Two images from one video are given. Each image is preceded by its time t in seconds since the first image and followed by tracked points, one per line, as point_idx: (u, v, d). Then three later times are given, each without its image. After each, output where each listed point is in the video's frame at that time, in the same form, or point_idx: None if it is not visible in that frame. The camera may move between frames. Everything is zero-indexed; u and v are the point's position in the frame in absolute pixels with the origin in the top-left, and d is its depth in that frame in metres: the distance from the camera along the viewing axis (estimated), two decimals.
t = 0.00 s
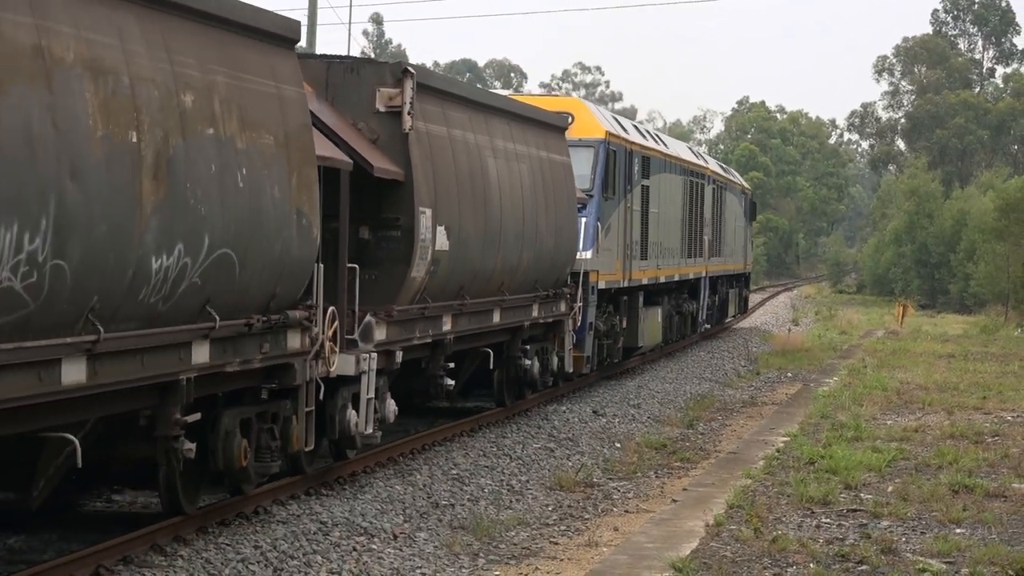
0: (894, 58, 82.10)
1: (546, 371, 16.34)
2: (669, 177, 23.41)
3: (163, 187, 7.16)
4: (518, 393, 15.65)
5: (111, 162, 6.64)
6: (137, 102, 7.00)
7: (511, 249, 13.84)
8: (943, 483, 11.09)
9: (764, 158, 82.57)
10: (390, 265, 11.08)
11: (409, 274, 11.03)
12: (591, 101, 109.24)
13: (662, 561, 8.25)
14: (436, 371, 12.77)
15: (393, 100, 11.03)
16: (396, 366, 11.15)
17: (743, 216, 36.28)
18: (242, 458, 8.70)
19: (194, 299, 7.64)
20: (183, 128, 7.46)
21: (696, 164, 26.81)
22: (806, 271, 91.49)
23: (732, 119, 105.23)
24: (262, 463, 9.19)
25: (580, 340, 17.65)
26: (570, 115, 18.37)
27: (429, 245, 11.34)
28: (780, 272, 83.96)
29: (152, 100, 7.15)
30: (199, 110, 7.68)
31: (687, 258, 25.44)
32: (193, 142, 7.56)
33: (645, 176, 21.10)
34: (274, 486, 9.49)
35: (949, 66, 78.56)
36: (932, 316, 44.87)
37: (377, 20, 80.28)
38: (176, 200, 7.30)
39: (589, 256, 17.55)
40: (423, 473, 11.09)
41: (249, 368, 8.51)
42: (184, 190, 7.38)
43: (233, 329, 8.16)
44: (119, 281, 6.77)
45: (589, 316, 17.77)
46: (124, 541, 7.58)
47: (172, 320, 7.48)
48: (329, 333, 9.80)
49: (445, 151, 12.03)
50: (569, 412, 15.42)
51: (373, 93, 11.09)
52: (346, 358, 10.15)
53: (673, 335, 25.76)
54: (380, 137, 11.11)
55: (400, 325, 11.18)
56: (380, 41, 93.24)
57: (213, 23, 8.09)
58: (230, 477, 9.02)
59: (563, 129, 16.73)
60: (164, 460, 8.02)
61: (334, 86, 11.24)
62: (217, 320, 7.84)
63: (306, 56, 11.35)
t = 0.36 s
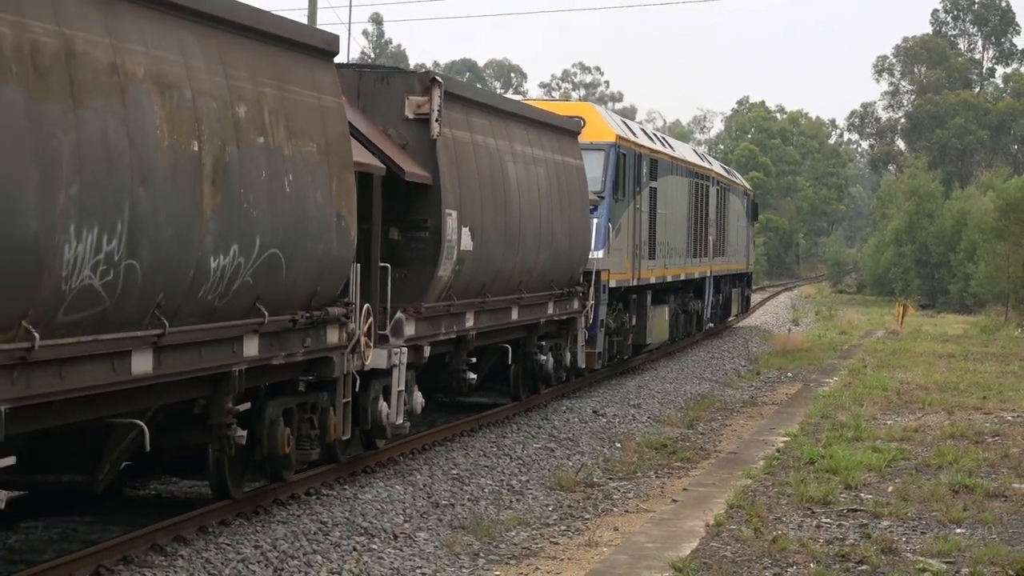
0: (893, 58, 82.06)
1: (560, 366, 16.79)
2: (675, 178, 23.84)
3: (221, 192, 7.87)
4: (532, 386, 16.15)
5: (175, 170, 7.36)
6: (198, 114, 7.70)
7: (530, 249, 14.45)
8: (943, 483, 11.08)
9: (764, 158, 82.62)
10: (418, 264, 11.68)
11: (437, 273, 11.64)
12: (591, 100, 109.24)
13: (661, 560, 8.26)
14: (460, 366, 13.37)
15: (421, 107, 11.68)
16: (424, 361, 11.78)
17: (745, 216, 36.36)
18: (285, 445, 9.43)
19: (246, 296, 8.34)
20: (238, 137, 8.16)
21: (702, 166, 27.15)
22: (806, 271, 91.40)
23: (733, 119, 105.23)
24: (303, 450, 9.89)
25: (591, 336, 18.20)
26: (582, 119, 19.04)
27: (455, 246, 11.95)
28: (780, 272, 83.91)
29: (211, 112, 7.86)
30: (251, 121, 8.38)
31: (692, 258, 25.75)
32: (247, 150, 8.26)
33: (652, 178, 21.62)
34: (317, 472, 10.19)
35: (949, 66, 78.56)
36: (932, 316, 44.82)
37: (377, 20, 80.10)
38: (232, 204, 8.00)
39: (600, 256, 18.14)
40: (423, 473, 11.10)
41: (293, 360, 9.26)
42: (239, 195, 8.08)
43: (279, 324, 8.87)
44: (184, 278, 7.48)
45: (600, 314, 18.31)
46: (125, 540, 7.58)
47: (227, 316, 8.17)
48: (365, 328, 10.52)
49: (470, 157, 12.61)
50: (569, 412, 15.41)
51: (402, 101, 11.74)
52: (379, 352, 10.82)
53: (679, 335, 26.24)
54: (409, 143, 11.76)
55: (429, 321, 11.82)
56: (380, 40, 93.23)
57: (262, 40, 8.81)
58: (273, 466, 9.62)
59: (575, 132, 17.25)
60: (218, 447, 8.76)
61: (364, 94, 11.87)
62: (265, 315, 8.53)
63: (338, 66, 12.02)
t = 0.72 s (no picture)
0: (893, 58, 82.05)
1: (573, 361, 17.61)
2: (682, 180, 24.30)
3: (270, 197, 8.55)
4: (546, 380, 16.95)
5: (230, 176, 8.04)
6: (250, 124, 8.39)
7: (545, 249, 15.13)
8: (943, 483, 11.08)
9: (764, 157, 82.69)
10: (442, 262, 12.31)
11: (461, 271, 12.28)
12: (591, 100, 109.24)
13: (661, 560, 8.26)
14: (479, 360, 14.11)
15: (445, 113, 12.34)
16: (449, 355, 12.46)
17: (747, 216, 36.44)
18: (322, 434, 10.09)
19: (291, 294, 9.01)
20: (285, 145, 8.85)
21: (707, 167, 27.56)
22: (806, 271, 91.32)
23: (730, 119, 105.04)
24: (339, 439, 10.53)
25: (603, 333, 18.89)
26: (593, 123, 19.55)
27: (477, 245, 12.63)
28: (780, 272, 83.89)
29: (261, 122, 8.55)
30: (296, 130, 9.07)
31: (699, 257, 26.17)
32: (293, 158, 8.95)
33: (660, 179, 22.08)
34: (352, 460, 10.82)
35: (949, 66, 78.57)
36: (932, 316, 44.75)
37: (377, 21, 79.98)
38: (280, 208, 8.68)
39: (611, 255, 18.70)
40: (423, 472, 11.10)
41: (331, 353, 9.93)
42: (286, 199, 8.76)
43: (320, 320, 9.55)
44: (239, 275, 8.14)
45: (612, 313, 19.02)
46: (124, 540, 7.58)
47: (275, 312, 8.84)
48: (395, 324, 11.19)
49: (490, 161, 13.28)
50: (569, 412, 15.40)
51: (428, 107, 12.40)
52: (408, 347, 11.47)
53: (687, 330, 26.70)
54: (434, 147, 12.42)
55: (453, 317, 12.50)
56: (380, 40, 93.24)
57: (303, 54, 9.51)
58: (310, 455, 10.26)
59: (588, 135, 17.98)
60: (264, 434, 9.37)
61: (392, 101, 12.54)
62: (308, 312, 9.20)
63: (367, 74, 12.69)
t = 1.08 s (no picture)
0: (893, 58, 82.04)
1: (585, 358, 17.89)
2: (688, 181, 24.65)
3: (314, 201, 9.21)
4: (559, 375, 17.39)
5: (280, 182, 8.72)
6: (296, 133, 9.07)
7: (559, 248, 15.65)
8: (943, 483, 11.08)
9: (764, 158, 82.76)
10: (465, 261, 12.83)
11: (483, 269, 12.81)
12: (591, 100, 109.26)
13: (661, 560, 8.26)
14: (499, 355, 14.64)
15: (468, 120, 12.82)
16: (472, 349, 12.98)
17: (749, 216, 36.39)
18: (357, 424, 10.65)
19: (331, 292, 9.67)
20: (327, 153, 9.52)
21: (711, 168, 27.84)
22: (806, 271, 91.25)
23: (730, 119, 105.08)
24: (370, 429, 11.18)
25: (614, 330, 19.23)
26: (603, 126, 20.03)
27: (499, 245, 13.16)
28: (780, 272, 83.87)
29: (306, 130, 9.22)
30: (336, 138, 9.74)
31: (704, 257, 26.36)
32: (334, 164, 9.62)
33: (668, 181, 22.45)
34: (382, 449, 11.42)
35: (949, 66, 78.61)
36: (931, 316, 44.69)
37: (377, 21, 80.20)
38: (322, 211, 9.34)
39: (622, 255, 19.37)
40: (423, 472, 11.11)
41: (366, 347, 10.59)
42: (328, 203, 9.43)
43: (357, 315, 10.23)
44: (286, 274, 8.81)
45: (623, 312, 19.43)
46: (124, 540, 7.57)
47: (317, 309, 9.51)
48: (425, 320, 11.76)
49: (510, 164, 13.78)
50: (569, 412, 15.39)
51: (451, 113, 12.89)
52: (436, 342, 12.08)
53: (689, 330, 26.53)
54: (457, 152, 12.89)
55: (476, 313, 13.01)
56: (381, 40, 93.27)
57: (341, 66, 10.19)
58: (343, 443, 10.83)
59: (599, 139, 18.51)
60: (306, 424, 9.92)
61: (416, 108, 13.03)
62: (346, 308, 9.86)
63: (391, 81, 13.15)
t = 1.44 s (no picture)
0: (893, 58, 82.01)
1: (596, 354, 18.62)
2: (695, 182, 25.20)
3: (352, 204, 9.82)
4: (570, 371, 18.13)
5: (323, 187, 9.32)
6: (337, 140, 9.68)
7: (572, 249, 16.32)
8: (943, 483, 11.08)
9: (764, 158, 82.80)
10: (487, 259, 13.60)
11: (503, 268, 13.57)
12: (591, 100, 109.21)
13: (661, 560, 8.26)
14: (517, 351, 15.31)
15: (489, 126, 13.49)
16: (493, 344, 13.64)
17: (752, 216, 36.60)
18: (388, 415, 11.28)
19: (367, 290, 10.26)
20: (364, 158, 10.13)
21: (716, 169, 28.32)
22: (806, 271, 91.17)
23: (730, 119, 105.07)
24: (400, 420, 11.79)
25: (623, 328, 19.99)
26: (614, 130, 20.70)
27: (518, 246, 13.85)
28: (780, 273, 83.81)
29: (346, 138, 9.85)
30: (372, 145, 10.34)
31: (709, 256, 26.88)
32: (371, 170, 10.23)
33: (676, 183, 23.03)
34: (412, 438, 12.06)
35: (949, 66, 78.65)
36: (931, 315, 44.64)
37: (377, 21, 79.91)
38: (360, 214, 9.95)
39: (633, 255, 20.10)
40: (424, 472, 11.11)
41: (398, 341, 11.17)
42: (365, 206, 10.03)
43: (390, 312, 10.83)
44: (327, 274, 9.40)
45: (631, 308, 20.16)
46: (124, 540, 7.57)
47: (355, 305, 10.11)
48: (452, 316, 12.27)
49: (527, 167, 14.43)
50: (569, 412, 15.38)
51: (473, 119, 13.57)
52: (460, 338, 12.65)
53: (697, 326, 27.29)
54: (478, 156, 13.58)
55: (496, 310, 13.66)
56: (381, 40, 93.18)
57: (377, 76, 10.81)
58: (373, 433, 11.50)
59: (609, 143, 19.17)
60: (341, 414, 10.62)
61: (440, 114, 13.70)
62: (380, 305, 10.46)
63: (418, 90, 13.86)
